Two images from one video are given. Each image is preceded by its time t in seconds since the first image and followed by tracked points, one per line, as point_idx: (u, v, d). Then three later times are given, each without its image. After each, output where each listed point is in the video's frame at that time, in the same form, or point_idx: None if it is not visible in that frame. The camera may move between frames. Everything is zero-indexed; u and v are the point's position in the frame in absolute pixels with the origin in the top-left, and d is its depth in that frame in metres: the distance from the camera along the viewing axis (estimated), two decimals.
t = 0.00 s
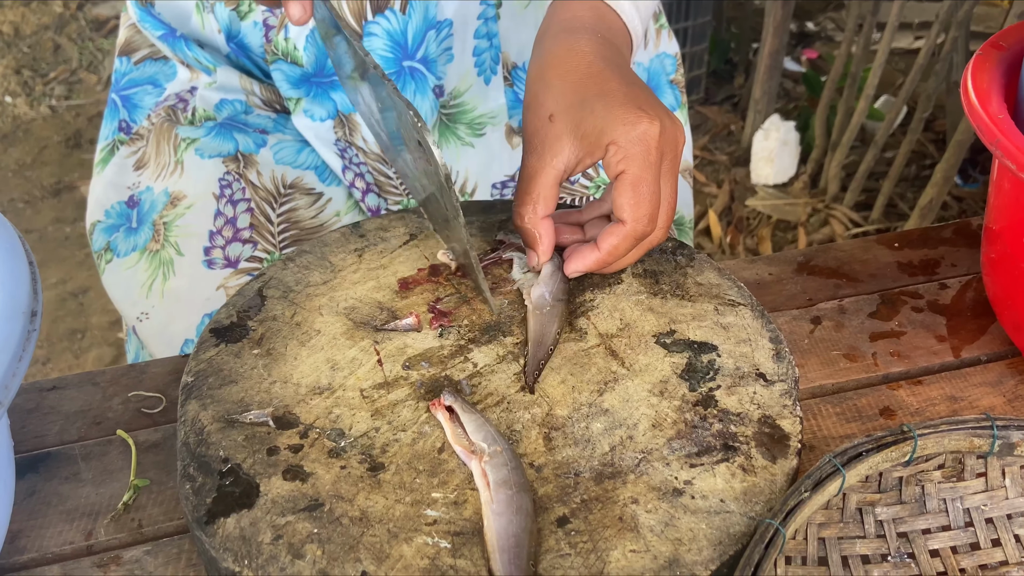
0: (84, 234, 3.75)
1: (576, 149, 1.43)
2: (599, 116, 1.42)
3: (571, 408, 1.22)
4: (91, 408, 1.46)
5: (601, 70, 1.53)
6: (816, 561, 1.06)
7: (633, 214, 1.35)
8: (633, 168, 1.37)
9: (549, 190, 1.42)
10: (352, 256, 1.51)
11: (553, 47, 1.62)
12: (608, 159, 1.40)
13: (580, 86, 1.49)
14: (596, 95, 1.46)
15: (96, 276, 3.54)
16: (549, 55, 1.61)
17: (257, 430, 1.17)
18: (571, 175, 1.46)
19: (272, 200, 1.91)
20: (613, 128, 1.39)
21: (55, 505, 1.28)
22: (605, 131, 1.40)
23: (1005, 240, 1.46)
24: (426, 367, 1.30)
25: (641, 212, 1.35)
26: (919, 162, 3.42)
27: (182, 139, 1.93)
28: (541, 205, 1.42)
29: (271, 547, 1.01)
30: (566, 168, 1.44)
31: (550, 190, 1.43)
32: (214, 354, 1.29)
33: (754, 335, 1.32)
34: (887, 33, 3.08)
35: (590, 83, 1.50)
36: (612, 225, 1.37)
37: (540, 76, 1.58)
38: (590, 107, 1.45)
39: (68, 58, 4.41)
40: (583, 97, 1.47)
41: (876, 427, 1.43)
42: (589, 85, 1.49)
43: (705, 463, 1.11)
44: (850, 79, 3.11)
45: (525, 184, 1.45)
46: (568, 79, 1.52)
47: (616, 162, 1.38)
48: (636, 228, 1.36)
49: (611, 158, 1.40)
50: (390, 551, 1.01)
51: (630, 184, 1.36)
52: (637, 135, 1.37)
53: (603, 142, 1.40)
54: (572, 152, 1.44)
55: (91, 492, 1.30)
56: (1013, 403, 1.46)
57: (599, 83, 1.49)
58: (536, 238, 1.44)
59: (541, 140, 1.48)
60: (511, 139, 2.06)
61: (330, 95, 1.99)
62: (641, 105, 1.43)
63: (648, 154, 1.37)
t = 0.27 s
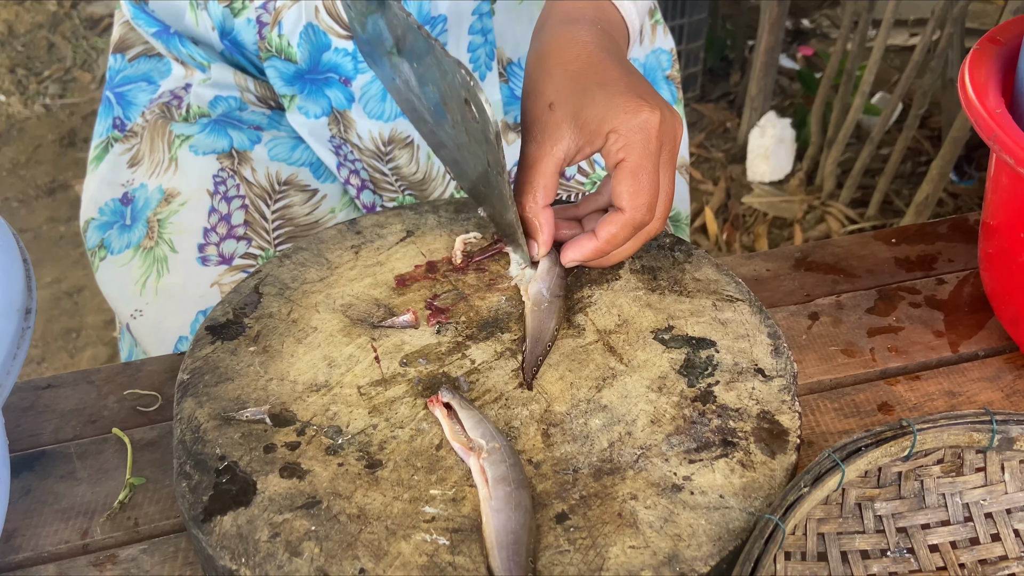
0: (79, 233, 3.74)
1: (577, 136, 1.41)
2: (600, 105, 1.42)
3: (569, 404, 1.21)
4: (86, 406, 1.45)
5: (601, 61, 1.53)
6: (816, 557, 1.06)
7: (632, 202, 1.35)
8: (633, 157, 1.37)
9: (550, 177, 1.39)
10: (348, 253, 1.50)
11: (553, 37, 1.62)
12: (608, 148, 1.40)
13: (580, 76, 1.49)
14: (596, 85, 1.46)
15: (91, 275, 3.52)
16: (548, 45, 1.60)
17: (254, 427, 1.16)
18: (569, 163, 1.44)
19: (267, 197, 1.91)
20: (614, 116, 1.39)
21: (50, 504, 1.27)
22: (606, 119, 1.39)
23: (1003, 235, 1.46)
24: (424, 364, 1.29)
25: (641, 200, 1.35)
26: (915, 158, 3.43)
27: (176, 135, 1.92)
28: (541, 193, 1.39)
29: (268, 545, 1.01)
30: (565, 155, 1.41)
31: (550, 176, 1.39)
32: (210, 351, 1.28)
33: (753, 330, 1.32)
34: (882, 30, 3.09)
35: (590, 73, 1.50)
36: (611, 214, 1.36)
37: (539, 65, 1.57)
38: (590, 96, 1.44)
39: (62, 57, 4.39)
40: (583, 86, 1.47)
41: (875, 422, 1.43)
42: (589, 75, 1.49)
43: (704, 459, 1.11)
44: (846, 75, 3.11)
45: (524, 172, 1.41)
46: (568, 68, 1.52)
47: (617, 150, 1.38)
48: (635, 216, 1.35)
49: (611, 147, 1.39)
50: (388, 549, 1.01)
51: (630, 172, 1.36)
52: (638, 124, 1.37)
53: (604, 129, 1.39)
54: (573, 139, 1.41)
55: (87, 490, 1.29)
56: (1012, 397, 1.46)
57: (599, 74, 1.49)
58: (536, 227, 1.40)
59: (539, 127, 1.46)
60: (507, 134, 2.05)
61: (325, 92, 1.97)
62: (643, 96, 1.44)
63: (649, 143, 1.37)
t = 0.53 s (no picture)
0: (75, 232, 3.72)
1: (578, 137, 1.42)
2: (602, 105, 1.41)
3: (570, 401, 1.21)
4: (85, 405, 1.45)
5: (602, 60, 1.52)
6: (817, 552, 1.06)
7: (635, 203, 1.35)
8: (634, 157, 1.37)
9: (549, 178, 1.41)
10: (348, 251, 1.50)
11: (553, 37, 1.61)
12: (609, 148, 1.40)
13: (580, 75, 1.49)
14: (597, 85, 1.46)
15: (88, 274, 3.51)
16: (549, 44, 1.60)
17: (255, 425, 1.16)
18: (571, 163, 1.45)
19: (265, 195, 1.91)
20: (616, 116, 1.39)
21: (50, 503, 1.27)
22: (608, 119, 1.39)
23: (1001, 231, 1.47)
24: (424, 362, 1.29)
25: (643, 199, 1.36)
26: (911, 155, 3.43)
27: (174, 134, 1.91)
28: (541, 193, 1.41)
29: (270, 542, 1.01)
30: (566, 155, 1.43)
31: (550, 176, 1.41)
32: (210, 349, 1.28)
33: (753, 326, 1.32)
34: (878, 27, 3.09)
35: (591, 73, 1.49)
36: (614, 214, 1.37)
37: (540, 65, 1.57)
38: (591, 96, 1.44)
39: (57, 55, 4.37)
40: (584, 86, 1.47)
41: (874, 418, 1.43)
42: (590, 75, 1.49)
43: (705, 455, 1.11)
44: (842, 72, 3.12)
45: (525, 173, 1.43)
46: (569, 68, 1.52)
47: (619, 150, 1.38)
48: (638, 216, 1.36)
49: (613, 147, 1.39)
50: (390, 546, 1.01)
51: (633, 172, 1.36)
52: (640, 124, 1.37)
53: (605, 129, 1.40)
54: (574, 140, 1.42)
55: (87, 489, 1.29)
56: (1010, 393, 1.46)
57: (600, 73, 1.49)
58: (536, 226, 1.42)
59: (541, 127, 1.47)
60: (505, 132, 2.06)
61: (323, 90, 1.96)
62: (644, 95, 1.43)
63: (650, 143, 1.37)
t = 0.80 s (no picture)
0: (72, 232, 3.72)
1: (578, 133, 1.43)
2: (602, 101, 1.42)
3: (571, 399, 1.21)
4: (85, 404, 1.44)
5: (601, 57, 1.53)
6: (818, 549, 1.07)
7: (634, 199, 1.36)
8: (634, 153, 1.37)
9: (550, 174, 1.41)
10: (347, 250, 1.50)
11: (553, 33, 1.61)
12: (609, 144, 1.41)
13: (580, 72, 1.49)
14: (597, 81, 1.46)
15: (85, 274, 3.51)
16: (548, 41, 1.60)
17: (255, 424, 1.16)
18: (571, 159, 1.46)
19: (264, 194, 1.90)
20: (616, 113, 1.40)
21: (50, 503, 1.27)
22: (608, 115, 1.40)
23: (1000, 228, 1.47)
24: (425, 360, 1.29)
25: (643, 195, 1.36)
26: (908, 153, 3.44)
27: (171, 132, 1.90)
28: (542, 191, 1.41)
29: (272, 542, 1.01)
30: (567, 152, 1.43)
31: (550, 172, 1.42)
32: (211, 349, 1.28)
33: (753, 324, 1.32)
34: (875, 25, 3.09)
35: (591, 69, 1.50)
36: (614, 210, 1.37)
37: (539, 62, 1.57)
38: (591, 92, 1.45)
39: (53, 55, 4.36)
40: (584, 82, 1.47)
41: (874, 415, 1.43)
42: (590, 71, 1.49)
43: (706, 452, 1.11)
44: (839, 70, 3.12)
45: (525, 170, 1.43)
46: (569, 65, 1.52)
47: (618, 146, 1.39)
48: (638, 212, 1.36)
49: (613, 143, 1.40)
50: (392, 545, 1.01)
51: (632, 168, 1.37)
52: (639, 120, 1.38)
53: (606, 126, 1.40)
54: (574, 136, 1.43)
55: (87, 489, 1.29)
56: (1010, 390, 1.47)
57: (600, 69, 1.49)
58: (536, 222, 1.42)
59: (541, 124, 1.47)
60: (504, 130, 2.05)
61: (321, 87, 1.97)
62: (644, 91, 1.44)
63: (650, 138, 1.38)
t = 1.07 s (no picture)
0: (69, 231, 3.71)
1: (579, 134, 1.42)
2: (603, 102, 1.42)
3: (572, 397, 1.22)
4: (87, 404, 1.44)
5: (603, 57, 1.52)
6: (819, 546, 1.07)
7: (635, 200, 1.36)
8: (636, 155, 1.37)
9: (550, 174, 1.41)
10: (348, 249, 1.50)
11: (555, 34, 1.61)
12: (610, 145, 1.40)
13: (582, 72, 1.49)
14: (599, 82, 1.46)
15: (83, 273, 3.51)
16: (551, 41, 1.60)
17: (258, 423, 1.16)
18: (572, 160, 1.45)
19: (263, 193, 1.90)
20: (617, 114, 1.39)
21: (53, 502, 1.27)
22: (609, 116, 1.40)
23: (998, 226, 1.48)
24: (426, 359, 1.29)
25: (644, 197, 1.36)
26: (905, 151, 3.44)
27: (171, 132, 1.90)
28: (542, 190, 1.40)
29: (275, 540, 1.01)
30: (567, 151, 1.42)
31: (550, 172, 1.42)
32: (213, 348, 1.28)
33: (753, 322, 1.32)
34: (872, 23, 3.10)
35: (593, 71, 1.50)
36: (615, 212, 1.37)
37: (541, 63, 1.56)
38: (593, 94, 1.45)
39: (50, 54, 4.35)
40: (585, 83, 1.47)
41: (874, 412, 1.44)
42: (592, 72, 1.49)
43: (707, 450, 1.12)
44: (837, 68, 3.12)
45: (526, 170, 1.43)
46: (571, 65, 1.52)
47: (619, 147, 1.39)
48: (639, 213, 1.36)
49: (614, 144, 1.40)
50: (395, 543, 1.01)
51: (633, 169, 1.37)
52: (641, 121, 1.38)
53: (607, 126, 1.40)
54: (575, 136, 1.42)
55: (89, 488, 1.29)
56: (1008, 386, 1.47)
57: (602, 70, 1.49)
58: (537, 222, 1.42)
59: (542, 124, 1.47)
60: (503, 129, 2.06)
61: (320, 87, 1.96)
62: (647, 93, 1.44)
63: (652, 140, 1.37)
